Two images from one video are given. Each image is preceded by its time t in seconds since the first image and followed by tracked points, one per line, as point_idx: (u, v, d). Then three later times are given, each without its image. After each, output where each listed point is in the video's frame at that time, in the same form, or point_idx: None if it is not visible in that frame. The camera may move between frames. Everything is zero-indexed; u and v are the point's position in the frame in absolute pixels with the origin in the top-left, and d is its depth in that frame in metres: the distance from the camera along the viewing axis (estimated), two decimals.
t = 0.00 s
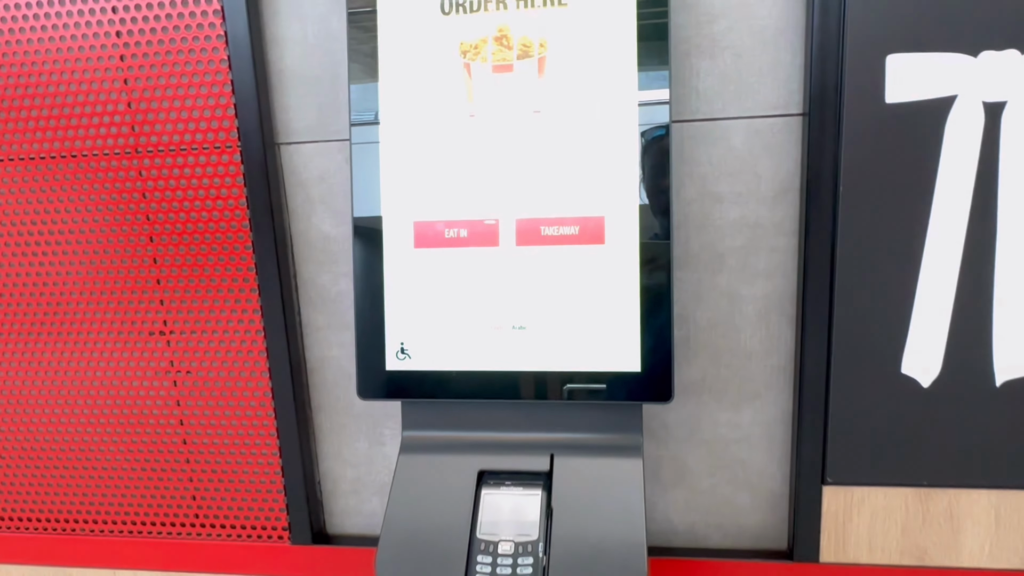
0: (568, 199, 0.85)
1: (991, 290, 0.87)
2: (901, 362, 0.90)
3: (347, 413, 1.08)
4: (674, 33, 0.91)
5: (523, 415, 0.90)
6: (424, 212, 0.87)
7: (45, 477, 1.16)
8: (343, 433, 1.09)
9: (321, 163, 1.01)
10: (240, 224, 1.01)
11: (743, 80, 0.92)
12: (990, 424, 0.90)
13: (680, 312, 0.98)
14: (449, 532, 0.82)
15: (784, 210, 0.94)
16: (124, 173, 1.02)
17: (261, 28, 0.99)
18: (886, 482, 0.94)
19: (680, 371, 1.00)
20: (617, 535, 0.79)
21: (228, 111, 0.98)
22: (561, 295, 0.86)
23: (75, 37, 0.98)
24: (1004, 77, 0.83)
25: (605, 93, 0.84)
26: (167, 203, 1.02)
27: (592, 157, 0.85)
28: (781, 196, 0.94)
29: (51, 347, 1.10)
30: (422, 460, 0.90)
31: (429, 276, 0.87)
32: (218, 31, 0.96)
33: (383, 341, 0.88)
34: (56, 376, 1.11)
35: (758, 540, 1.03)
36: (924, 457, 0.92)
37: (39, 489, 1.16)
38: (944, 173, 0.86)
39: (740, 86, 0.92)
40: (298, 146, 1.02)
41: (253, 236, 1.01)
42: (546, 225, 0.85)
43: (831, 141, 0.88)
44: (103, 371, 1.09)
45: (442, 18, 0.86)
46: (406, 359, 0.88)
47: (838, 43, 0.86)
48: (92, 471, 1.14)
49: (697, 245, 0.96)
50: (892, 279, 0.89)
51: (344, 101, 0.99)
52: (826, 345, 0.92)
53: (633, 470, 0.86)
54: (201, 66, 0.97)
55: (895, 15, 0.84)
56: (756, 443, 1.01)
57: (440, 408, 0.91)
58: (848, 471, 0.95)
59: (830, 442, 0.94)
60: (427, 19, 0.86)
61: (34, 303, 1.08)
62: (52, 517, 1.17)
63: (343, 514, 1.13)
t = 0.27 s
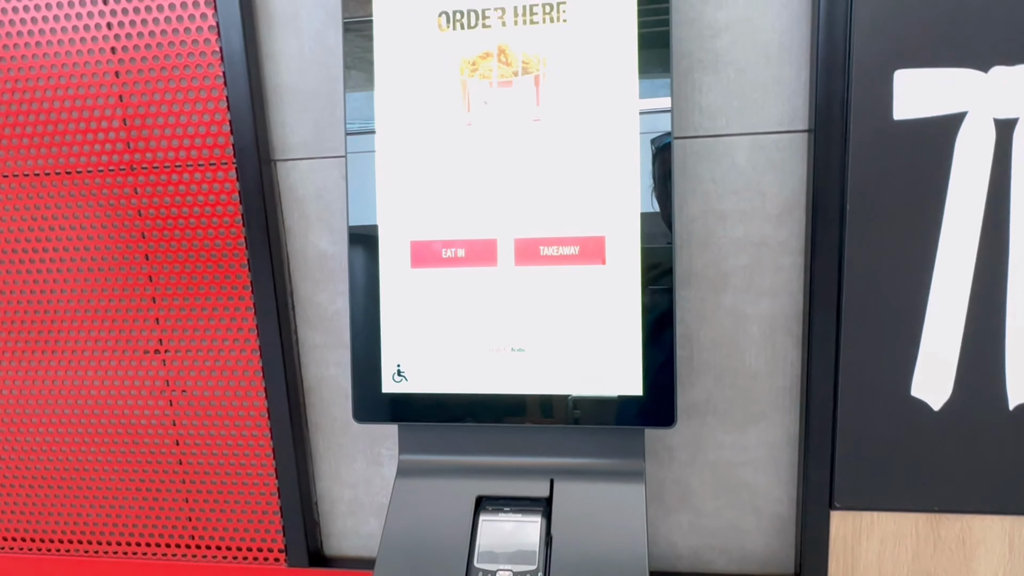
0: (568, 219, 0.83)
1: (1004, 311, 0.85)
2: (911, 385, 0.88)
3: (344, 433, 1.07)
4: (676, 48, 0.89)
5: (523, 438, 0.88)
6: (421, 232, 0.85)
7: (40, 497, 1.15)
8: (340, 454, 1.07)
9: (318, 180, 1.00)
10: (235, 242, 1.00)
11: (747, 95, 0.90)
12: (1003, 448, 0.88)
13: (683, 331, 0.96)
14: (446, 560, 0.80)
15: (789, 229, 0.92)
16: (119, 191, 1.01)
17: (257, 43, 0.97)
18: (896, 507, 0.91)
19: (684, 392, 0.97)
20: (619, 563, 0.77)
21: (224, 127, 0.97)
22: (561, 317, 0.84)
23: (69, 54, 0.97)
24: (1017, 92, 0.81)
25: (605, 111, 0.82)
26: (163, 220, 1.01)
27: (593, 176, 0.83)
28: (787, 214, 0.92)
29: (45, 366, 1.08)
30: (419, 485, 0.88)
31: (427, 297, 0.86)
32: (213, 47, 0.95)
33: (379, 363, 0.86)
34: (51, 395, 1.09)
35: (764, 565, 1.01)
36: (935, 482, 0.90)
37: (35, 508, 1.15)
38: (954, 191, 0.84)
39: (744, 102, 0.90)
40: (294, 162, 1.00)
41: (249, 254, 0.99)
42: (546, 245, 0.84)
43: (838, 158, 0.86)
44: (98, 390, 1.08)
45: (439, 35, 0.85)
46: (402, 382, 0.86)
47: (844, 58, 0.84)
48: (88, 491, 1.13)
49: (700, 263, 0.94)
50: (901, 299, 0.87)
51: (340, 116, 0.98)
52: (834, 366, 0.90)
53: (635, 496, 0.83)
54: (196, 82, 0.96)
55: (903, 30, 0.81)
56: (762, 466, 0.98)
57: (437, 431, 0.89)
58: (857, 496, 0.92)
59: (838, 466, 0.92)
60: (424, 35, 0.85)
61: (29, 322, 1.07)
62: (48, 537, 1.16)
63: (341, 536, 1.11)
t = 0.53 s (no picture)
0: (578, 248, 0.85)
1: (1007, 342, 0.86)
2: (915, 413, 0.89)
3: (356, 453, 1.09)
4: (684, 80, 0.91)
5: (532, 463, 0.89)
6: (433, 260, 0.87)
7: (53, 514, 1.16)
8: (351, 474, 1.09)
9: (332, 206, 1.02)
10: (251, 266, 1.02)
11: (753, 127, 0.91)
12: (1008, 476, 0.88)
13: (690, 357, 0.98)
14: None
15: (795, 257, 0.94)
16: (139, 215, 1.04)
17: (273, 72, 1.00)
18: (902, 534, 0.92)
19: (691, 417, 0.99)
20: None
21: (241, 154, 0.99)
22: (570, 345, 0.86)
23: (93, 82, 1.01)
24: (1020, 127, 0.82)
25: (614, 143, 0.84)
26: (180, 243, 1.03)
27: (601, 207, 0.84)
28: (793, 243, 0.93)
29: (64, 384, 1.11)
30: (430, 508, 0.89)
31: (439, 324, 0.87)
32: (232, 76, 0.98)
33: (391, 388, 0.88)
34: (68, 413, 1.11)
35: None
36: (940, 509, 0.91)
37: (48, 525, 1.16)
38: (958, 223, 0.85)
39: (751, 133, 0.92)
40: (308, 189, 1.02)
41: (264, 278, 1.01)
42: (556, 274, 0.85)
43: (843, 189, 0.87)
44: (114, 408, 1.10)
45: (452, 68, 0.87)
46: (414, 407, 0.88)
47: (850, 92, 0.86)
48: (102, 509, 1.13)
49: (707, 290, 0.96)
50: (906, 328, 0.88)
51: (353, 144, 1.00)
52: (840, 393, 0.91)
53: (642, 522, 0.84)
54: (214, 110, 0.99)
55: (907, 65, 0.83)
56: (768, 490, 0.99)
57: (448, 455, 0.90)
58: (862, 522, 0.93)
59: (843, 492, 0.93)
60: (437, 68, 0.87)
61: (51, 341, 1.10)
62: (61, 552, 1.16)
63: (351, 554, 1.12)
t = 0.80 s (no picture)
0: (591, 291, 0.88)
1: (1005, 384, 0.89)
2: (916, 451, 0.92)
3: (371, 483, 1.11)
4: (692, 131, 0.95)
5: (545, 497, 0.93)
6: (452, 300, 0.91)
7: (74, 540, 1.18)
8: (367, 502, 1.12)
9: (353, 244, 1.06)
10: (275, 300, 1.05)
11: (759, 174, 0.96)
12: (1006, 514, 0.91)
13: (697, 394, 1.01)
14: None
15: (798, 298, 0.97)
16: (167, 251, 1.08)
17: (299, 117, 1.04)
18: (904, 569, 0.95)
19: (698, 452, 1.02)
20: None
21: (267, 194, 1.03)
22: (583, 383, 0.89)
23: (127, 125, 1.06)
24: (1013, 179, 0.86)
25: (626, 191, 0.88)
26: (206, 278, 1.07)
27: (614, 252, 0.88)
28: (796, 285, 0.97)
29: (90, 413, 1.15)
30: (446, 539, 0.92)
31: (457, 361, 0.91)
32: (260, 120, 1.02)
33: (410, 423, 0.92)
34: (94, 440, 1.15)
35: None
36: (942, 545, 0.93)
37: (69, 550, 1.18)
38: (956, 269, 0.89)
39: (756, 180, 0.96)
40: (331, 227, 1.06)
41: (287, 312, 1.05)
42: (569, 315, 0.89)
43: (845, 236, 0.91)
44: (138, 436, 1.13)
45: (472, 118, 0.91)
46: (432, 441, 0.92)
47: (851, 143, 0.90)
48: (122, 534, 1.16)
49: (714, 330, 0.99)
50: (906, 369, 0.91)
51: (375, 185, 1.04)
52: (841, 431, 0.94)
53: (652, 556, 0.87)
54: (243, 152, 1.03)
55: (905, 120, 0.87)
56: (773, 524, 1.02)
57: (464, 488, 0.94)
58: (865, 557, 0.96)
59: (847, 528, 0.95)
60: (458, 118, 0.91)
61: (79, 370, 1.14)
62: None
63: None
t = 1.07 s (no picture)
0: (622, 296, 0.91)
1: None
2: (940, 458, 0.94)
3: (400, 481, 1.14)
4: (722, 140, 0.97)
5: (573, 497, 0.95)
6: (486, 303, 0.94)
7: (110, 531, 1.22)
8: (396, 500, 1.14)
9: (387, 248, 1.09)
10: (311, 302, 1.08)
11: (786, 184, 0.98)
12: None
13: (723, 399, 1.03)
14: None
15: (824, 306, 0.99)
16: (206, 252, 1.11)
17: (337, 123, 1.07)
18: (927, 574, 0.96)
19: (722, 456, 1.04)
20: None
21: (305, 199, 1.06)
22: (614, 386, 0.91)
23: (170, 130, 1.09)
24: None
25: (655, 199, 0.90)
26: (243, 279, 1.10)
27: (646, 258, 0.90)
28: (822, 293, 0.99)
29: (128, 408, 1.18)
30: (476, 536, 0.95)
31: (490, 363, 0.94)
32: (300, 127, 1.05)
33: (443, 422, 0.94)
34: (131, 435, 1.18)
35: None
36: (966, 552, 0.94)
37: (104, 540, 1.22)
38: (983, 279, 0.90)
39: (784, 190, 0.98)
40: (365, 231, 1.09)
41: (322, 313, 1.08)
42: (600, 319, 0.91)
43: (871, 245, 0.93)
44: (174, 432, 1.16)
45: (508, 126, 0.94)
46: (464, 440, 0.94)
47: (878, 155, 0.92)
48: (156, 526, 1.19)
49: (740, 335, 1.01)
50: (931, 377, 0.93)
51: (409, 191, 1.07)
52: (865, 437, 0.96)
53: (678, 556, 0.89)
54: (283, 158, 1.06)
55: (933, 132, 0.89)
56: (797, 528, 1.04)
57: (494, 487, 0.96)
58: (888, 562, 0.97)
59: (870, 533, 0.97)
60: (494, 126, 0.94)
61: (117, 367, 1.18)
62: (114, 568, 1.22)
63: None
